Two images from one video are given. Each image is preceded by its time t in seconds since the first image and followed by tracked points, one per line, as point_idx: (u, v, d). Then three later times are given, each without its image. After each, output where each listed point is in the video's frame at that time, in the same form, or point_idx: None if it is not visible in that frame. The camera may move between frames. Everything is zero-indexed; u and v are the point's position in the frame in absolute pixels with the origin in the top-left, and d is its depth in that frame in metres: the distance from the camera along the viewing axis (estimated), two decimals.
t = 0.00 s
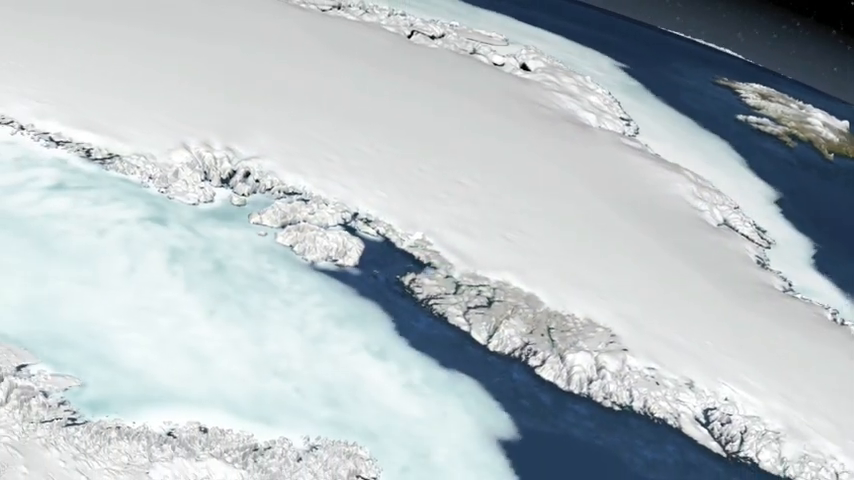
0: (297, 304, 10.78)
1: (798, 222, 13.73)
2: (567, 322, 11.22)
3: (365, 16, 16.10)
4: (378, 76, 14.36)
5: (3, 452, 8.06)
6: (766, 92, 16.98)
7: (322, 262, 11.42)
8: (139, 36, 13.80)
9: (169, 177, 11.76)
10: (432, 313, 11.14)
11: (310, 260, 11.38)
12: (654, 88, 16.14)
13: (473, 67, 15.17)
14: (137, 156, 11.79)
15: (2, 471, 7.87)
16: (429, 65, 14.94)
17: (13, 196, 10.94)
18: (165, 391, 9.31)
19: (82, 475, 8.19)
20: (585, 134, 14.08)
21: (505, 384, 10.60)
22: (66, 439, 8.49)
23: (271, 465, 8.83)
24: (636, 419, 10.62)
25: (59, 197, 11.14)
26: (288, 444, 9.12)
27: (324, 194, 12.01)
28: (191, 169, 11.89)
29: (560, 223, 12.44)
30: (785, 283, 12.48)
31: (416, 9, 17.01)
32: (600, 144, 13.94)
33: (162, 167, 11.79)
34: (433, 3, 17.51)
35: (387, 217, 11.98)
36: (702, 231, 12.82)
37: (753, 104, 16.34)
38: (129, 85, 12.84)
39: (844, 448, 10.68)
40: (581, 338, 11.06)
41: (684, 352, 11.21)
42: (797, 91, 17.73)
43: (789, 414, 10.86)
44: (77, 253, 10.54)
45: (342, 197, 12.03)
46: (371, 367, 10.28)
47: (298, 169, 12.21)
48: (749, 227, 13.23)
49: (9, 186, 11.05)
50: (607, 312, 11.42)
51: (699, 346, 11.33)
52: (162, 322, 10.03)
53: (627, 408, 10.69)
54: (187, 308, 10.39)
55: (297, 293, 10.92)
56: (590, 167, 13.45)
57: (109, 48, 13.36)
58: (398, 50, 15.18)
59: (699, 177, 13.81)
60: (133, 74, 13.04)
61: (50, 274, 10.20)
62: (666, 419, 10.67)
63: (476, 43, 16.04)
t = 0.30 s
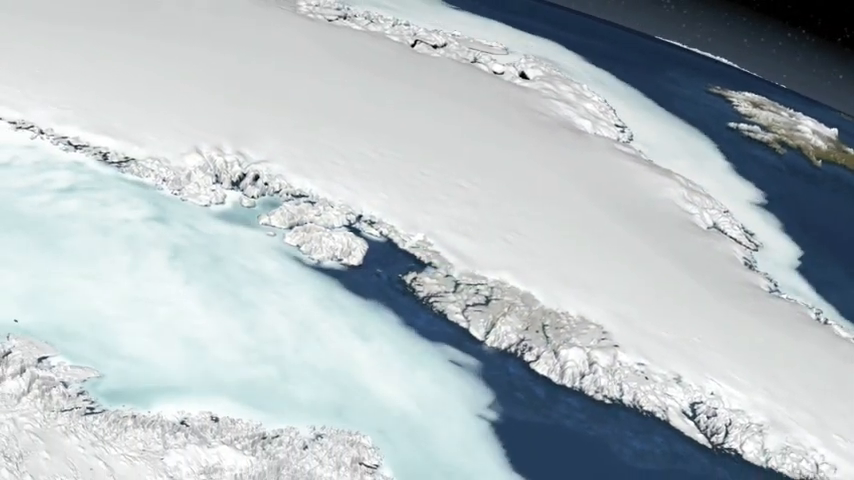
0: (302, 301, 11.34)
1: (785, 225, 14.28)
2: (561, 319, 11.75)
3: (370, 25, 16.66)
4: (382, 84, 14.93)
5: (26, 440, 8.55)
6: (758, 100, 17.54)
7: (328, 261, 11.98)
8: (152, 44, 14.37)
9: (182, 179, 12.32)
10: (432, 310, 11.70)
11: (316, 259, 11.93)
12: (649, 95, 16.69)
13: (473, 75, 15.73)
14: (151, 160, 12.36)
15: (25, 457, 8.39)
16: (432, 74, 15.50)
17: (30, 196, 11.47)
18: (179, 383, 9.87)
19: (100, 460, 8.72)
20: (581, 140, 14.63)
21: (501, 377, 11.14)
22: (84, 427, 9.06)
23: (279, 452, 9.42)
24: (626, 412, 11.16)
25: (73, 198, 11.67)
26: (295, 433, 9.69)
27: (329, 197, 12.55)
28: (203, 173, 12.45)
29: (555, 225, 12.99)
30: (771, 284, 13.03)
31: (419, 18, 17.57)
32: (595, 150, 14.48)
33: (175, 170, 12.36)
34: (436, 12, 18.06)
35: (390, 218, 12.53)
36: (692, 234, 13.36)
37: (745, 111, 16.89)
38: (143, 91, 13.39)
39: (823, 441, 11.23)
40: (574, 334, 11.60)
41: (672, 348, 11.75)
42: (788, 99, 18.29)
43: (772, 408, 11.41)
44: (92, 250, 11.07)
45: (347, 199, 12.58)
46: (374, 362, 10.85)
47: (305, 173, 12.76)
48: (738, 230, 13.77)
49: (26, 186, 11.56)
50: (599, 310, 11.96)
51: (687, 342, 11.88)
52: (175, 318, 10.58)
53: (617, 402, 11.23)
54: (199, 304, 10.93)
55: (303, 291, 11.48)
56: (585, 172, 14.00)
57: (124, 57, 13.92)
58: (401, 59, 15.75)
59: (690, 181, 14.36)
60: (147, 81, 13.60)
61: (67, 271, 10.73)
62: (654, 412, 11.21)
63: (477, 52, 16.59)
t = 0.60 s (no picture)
0: (308, 297, 11.89)
1: (774, 229, 14.81)
2: (555, 317, 12.30)
3: (375, 34, 17.23)
4: (386, 91, 15.49)
5: (46, 428, 9.41)
6: (751, 108, 18.08)
7: (333, 261, 12.51)
8: (165, 52, 14.95)
9: (195, 182, 12.88)
10: (432, 308, 12.23)
11: (322, 258, 12.47)
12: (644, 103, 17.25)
13: (474, 83, 16.29)
14: (165, 164, 12.90)
15: (45, 443, 9.26)
16: (434, 81, 16.06)
17: (51, 196, 12.05)
18: (191, 374, 10.42)
19: (115, 447, 9.46)
20: (577, 146, 15.18)
21: (498, 371, 11.68)
22: (101, 415, 9.70)
23: (285, 441, 9.98)
24: (617, 405, 11.70)
25: (92, 197, 12.21)
26: (301, 422, 10.24)
27: (335, 199, 13.13)
28: (215, 175, 13.02)
29: (552, 227, 13.53)
30: (758, 284, 13.56)
31: (423, 28, 18.14)
32: (590, 156, 15.03)
33: (188, 174, 12.91)
34: (439, 22, 18.64)
35: (393, 220, 13.09)
36: (683, 236, 13.90)
37: (738, 119, 17.44)
38: (157, 97, 13.96)
39: (805, 434, 11.77)
40: (568, 331, 12.14)
41: (661, 345, 12.29)
42: (781, 107, 18.83)
43: (756, 402, 11.95)
44: (108, 247, 11.64)
45: (351, 202, 13.15)
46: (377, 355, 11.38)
47: (312, 177, 13.33)
48: (727, 233, 14.32)
49: (45, 186, 12.16)
50: (592, 308, 12.51)
51: (676, 339, 12.41)
52: (188, 313, 11.12)
53: (609, 396, 11.78)
54: (211, 297, 11.46)
55: (309, 287, 12.03)
56: (581, 176, 14.55)
57: (138, 65, 14.50)
58: (405, 67, 16.32)
59: (681, 186, 14.90)
60: (161, 87, 14.18)
61: (85, 267, 11.28)
62: (644, 406, 11.75)
63: (478, 60, 17.15)
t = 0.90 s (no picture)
0: (314, 294, 12.45)
1: (764, 232, 15.36)
2: (550, 315, 12.85)
3: (379, 43, 17.81)
4: (390, 98, 16.06)
5: (65, 418, 9.88)
6: (744, 116, 18.64)
7: (338, 261, 13.01)
8: (177, 60, 15.53)
9: (206, 184, 13.44)
10: (432, 306, 12.74)
11: (328, 258, 12.99)
12: (640, 111, 17.81)
13: (475, 90, 16.86)
14: (178, 167, 13.48)
15: (64, 431, 9.72)
16: (436, 89, 16.64)
17: (70, 196, 12.62)
18: (202, 367, 10.99)
19: (131, 435, 9.98)
20: (574, 151, 15.74)
21: (495, 365, 12.23)
22: (117, 405, 10.25)
23: (291, 430, 10.56)
24: (609, 398, 12.25)
25: (109, 198, 12.79)
26: (307, 413, 10.81)
27: (340, 202, 13.70)
28: (225, 177, 13.57)
29: (548, 229, 14.08)
30: (746, 285, 14.12)
31: (426, 37, 18.71)
32: (586, 160, 15.59)
33: (199, 176, 13.46)
34: (441, 32, 19.22)
35: (396, 222, 13.66)
36: (674, 239, 14.46)
37: (731, 126, 18.00)
38: (169, 103, 14.53)
39: (788, 427, 12.31)
40: (563, 328, 12.71)
41: (651, 342, 12.85)
42: (773, 115, 19.39)
43: (742, 396, 12.50)
44: (124, 245, 12.18)
45: (356, 204, 13.73)
46: (379, 348, 11.93)
47: (318, 180, 13.90)
48: (718, 236, 14.87)
49: (64, 187, 12.72)
50: (585, 307, 13.06)
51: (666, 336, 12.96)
52: (199, 308, 11.69)
53: (601, 390, 12.32)
54: (222, 294, 12.02)
55: (315, 284, 12.59)
56: (576, 180, 15.11)
57: (151, 71, 15.08)
58: (408, 75, 16.89)
59: (674, 191, 15.46)
60: (174, 94, 14.75)
61: (102, 263, 11.83)
62: (634, 400, 12.30)
63: (479, 68, 17.71)
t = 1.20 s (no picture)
0: (320, 292, 13.02)
1: (754, 235, 15.91)
2: (546, 313, 13.42)
3: (384, 51, 18.39)
4: (393, 104, 16.65)
5: (82, 407, 10.57)
6: (738, 123, 19.19)
7: (343, 261, 13.56)
8: (188, 67, 16.12)
9: (216, 186, 14.03)
10: (432, 303, 13.28)
11: (333, 258, 13.55)
12: (636, 118, 18.37)
13: (476, 98, 17.43)
14: (189, 170, 14.09)
15: (82, 421, 10.41)
16: (439, 96, 17.22)
17: (87, 197, 13.26)
18: (213, 360, 11.58)
19: (145, 424, 10.62)
20: (571, 157, 16.31)
21: (492, 360, 12.78)
22: (132, 396, 10.88)
23: (298, 420, 11.14)
24: (601, 392, 12.80)
25: (124, 198, 13.43)
26: (312, 405, 11.36)
27: (345, 204, 14.26)
28: (235, 180, 14.17)
29: (545, 231, 14.64)
30: (735, 285, 14.67)
31: (429, 45, 19.30)
32: (583, 165, 16.16)
33: (210, 179, 14.07)
34: (444, 41, 19.82)
35: (399, 224, 14.22)
36: (666, 241, 15.01)
37: (724, 133, 18.55)
38: (181, 108, 15.12)
39: (773, 421, 12.85)
40: (557, 326, 13.27)
41: (642, 339, 13.40)
42: (767, 122, 19.92)
43: (729, 392, 13.05)
44: (138, 245, 12.81)
45: (360, 206, 14.30)
46: (382, 344, 12.49)
47: (324, 183, 14.47)
48: (709, 238, 15.43)
49: (81, 189, 13.36)
50: (580, 305, 13.63)
51: (657, 334, 13.52)
52: (210, 306, 12.31)
53: (594, 384, 12.87)
54: (231, 291, 12.62)
55: (321, 283, 13.15)
56: (573, 184, 15.68)
57: (164, 78, 15.68)
58: (411, 82, 17.47)
59: (667, 195, 16.02)
60: (185, 99, 15.35)
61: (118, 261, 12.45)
62: (625, 394, 12.85)
63: (480, 76, 18.30)
